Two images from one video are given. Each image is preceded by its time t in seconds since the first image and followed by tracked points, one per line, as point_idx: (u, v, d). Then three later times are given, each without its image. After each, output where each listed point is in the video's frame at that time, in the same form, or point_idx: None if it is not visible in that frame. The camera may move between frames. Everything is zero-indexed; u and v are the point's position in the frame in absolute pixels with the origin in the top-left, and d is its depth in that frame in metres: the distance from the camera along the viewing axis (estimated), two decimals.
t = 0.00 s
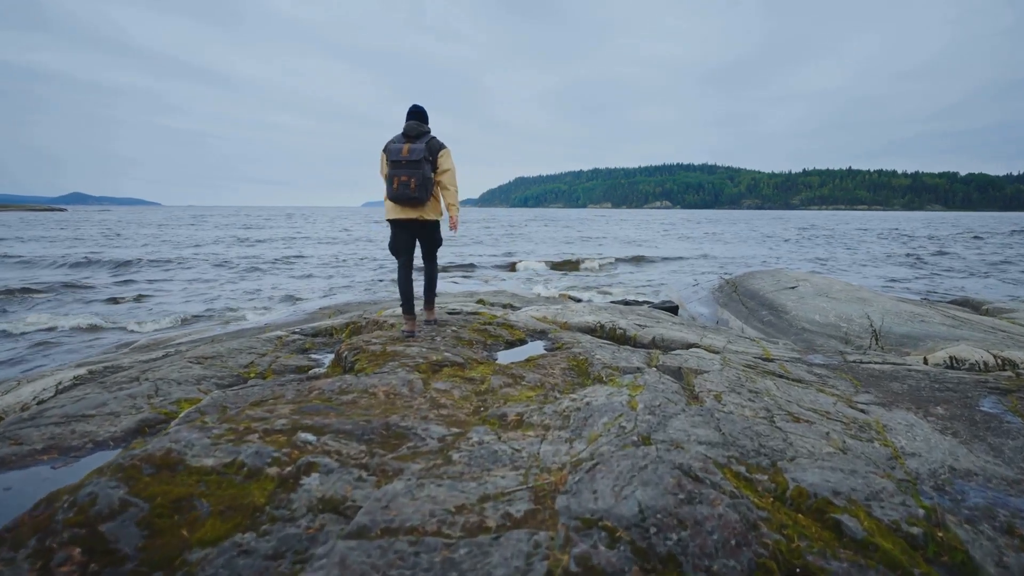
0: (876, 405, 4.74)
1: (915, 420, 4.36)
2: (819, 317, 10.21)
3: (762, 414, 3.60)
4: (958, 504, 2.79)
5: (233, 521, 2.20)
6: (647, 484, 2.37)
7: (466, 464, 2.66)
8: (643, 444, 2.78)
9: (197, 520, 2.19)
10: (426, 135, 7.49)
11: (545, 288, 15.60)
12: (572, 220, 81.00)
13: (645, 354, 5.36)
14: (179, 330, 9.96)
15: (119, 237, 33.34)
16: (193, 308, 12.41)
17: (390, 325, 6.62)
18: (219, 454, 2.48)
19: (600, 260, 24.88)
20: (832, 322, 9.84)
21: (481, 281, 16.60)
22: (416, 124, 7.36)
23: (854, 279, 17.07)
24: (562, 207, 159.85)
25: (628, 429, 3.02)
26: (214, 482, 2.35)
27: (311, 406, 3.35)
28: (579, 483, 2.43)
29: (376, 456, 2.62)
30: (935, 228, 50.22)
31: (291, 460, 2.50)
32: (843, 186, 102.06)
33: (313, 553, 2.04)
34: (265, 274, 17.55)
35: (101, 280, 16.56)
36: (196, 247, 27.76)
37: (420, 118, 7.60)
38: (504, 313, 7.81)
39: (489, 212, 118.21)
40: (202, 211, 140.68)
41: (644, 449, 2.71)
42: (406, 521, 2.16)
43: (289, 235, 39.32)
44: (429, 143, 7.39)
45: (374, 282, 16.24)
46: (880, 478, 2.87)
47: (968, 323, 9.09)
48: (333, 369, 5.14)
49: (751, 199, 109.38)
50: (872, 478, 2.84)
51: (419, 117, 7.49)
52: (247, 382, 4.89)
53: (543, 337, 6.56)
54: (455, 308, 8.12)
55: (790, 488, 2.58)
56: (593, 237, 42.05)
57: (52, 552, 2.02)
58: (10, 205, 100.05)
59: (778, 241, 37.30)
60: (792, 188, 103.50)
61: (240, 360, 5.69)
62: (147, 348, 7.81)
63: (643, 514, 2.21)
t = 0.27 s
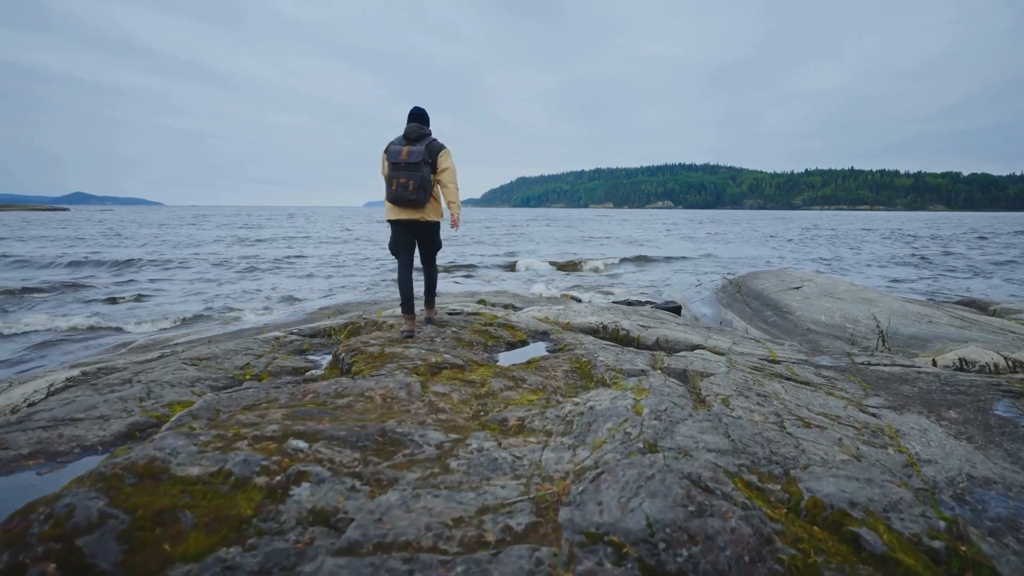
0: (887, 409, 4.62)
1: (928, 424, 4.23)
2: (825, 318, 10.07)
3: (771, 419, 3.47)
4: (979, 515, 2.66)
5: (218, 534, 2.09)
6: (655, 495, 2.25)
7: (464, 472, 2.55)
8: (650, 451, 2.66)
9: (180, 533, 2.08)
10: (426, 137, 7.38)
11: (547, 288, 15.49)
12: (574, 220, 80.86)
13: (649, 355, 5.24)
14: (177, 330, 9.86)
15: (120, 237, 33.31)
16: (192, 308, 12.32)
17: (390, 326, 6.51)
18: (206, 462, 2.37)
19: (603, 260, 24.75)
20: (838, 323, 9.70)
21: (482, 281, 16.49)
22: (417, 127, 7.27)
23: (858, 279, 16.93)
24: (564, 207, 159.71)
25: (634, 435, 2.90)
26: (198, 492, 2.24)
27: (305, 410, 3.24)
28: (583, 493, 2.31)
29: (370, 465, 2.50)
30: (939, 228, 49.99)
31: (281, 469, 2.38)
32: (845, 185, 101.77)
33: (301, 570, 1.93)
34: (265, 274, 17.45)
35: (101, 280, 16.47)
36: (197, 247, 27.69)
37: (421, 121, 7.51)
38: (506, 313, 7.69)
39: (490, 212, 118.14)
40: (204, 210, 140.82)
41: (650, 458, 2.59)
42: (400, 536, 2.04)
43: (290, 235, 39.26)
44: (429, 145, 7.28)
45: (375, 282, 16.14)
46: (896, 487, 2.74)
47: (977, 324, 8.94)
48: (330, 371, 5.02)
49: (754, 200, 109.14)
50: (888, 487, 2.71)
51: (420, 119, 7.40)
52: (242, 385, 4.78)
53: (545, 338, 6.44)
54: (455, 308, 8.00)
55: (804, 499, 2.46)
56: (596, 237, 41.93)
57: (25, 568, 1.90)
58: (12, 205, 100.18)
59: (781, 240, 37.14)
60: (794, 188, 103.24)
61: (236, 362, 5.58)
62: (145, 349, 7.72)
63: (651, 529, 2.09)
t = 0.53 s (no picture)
0: (899, 412, 4.48)
1: (942, 428, 4.10)
2: (831, 319, 9.93)
3: (783, 424, 3.34)
4: (1004, 526, 2.54)
5: (203, 548, 1.97)
6: (665, 508, 2.13)
7: (464, 481, 2.43)
8: (658, 460, 2.54)
9: (162, 547, 1.96)
10: (428, 139, 7.27)
11: (549, 288, 15.38)
12: (576, 219, 80.69)
13: (655, 357, 5.11)
14: (176, 331, 9.77)
15: (122, 237, 33.28)
16: (191, 308, 12.23)
17: (389, 327, 6.40)
18: (191, 472, 2.25)
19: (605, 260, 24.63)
20: (844, 324, 9.56)
21: (484, 281, 16.38)
22: (419, 128, 7.17)
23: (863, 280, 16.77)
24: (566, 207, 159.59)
25: (641, 442, 2.78)
26: (183, 503, 2.12)
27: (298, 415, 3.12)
28: (588, 506, 2.20)
29: (365, 474, 2.38)
30: (943, 228, 49.77)
31: (271, 478, 2.26)
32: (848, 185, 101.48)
33: None
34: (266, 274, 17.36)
35: (101, 280, 16.39)
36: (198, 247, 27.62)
37: (423, 122, 7.40)
38: (507, 314, 7.57)
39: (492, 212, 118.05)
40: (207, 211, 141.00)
41: (659, 466, 2.47)
42: (395, 551, 1.93)
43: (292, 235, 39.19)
44: (431, 147, 7.17)
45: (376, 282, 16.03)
46: (916, 497, 2.62)
47: (986, 325, 8.80)
48: (327, 374, 4.91)
49: (756, 200, 108.90)
50: (908, 497, 2.59)
51: (423, 121, 7.30)
52: (237, 387, 4.67)
53: (547, 339, 6.32)
54: (456, 309, 7.89)
55: (822, 511, 2.33)
56: (598, 237, 41.81)
57: None
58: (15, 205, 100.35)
59: (784, 240, 36.98)
60: (797, 188, 103.00)
61: (232, 364, 5.47)
62: (142, 350, 7.62)
63: (661, 545, 1.98)
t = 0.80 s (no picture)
0: (913, 416, 4.35)
1: (959, 433, 3.96)
2: (838, 319, 9.79)
3: (795, 430, 3.21)
4: None
5: (186, 565, 1.85)
6: (676, 522, 2.01)
7: (464, 491, 2.31)
8: (669, 468, 2.42)
9: (143, 562, 1.84)
10: (431, 140, 7.16)
11: (551, 288, 15.25)
12: (578, 219, 80.54)
13: (660, 359, 4.99)
14: (174, 331, 9.65)
15: (123, 237, 33.22)
16: (190, 308, 12.13)
17: (389, 327, 6.28)
18: (176, 481, 2.13)
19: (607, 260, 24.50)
20: (851, 324, 9.43)
21: (485, 281, 16.26)
22: (422, 129, 7.07)
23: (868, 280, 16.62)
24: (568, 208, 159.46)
25: (650, 449, 2.66)
26: (166, 515, 2.00)
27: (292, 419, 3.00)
28: (595, 519, 2.08)
29: (359, 483, 2.26)
30: (947, 228, 49.55)
31: (261, 488, 2.14)
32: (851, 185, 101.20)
33: None
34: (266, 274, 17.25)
35: (100, 280, 16.28)
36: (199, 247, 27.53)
37: (427, 122, 7.29)
38: (509, 314, 7.44)
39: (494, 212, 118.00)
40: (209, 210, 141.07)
41: (669, 475, 2.35)
42: (390, 569, 1.81)
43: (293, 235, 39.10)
44: (434, 147, 7.06)
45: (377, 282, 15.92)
46: (939, 507, 2.49)
47: (996, 326, 8.66)
48: (324, 376, 4.78)
49: (758, 200, 108.68)
50: (931, 507, 2.46)
51: (426, 121, 7.19)
52: (232, 390, 4.55)
53: (550, 340, 6.19)
54: (457, 309, 7.77)
55: (842, 523, 2.21)
56: (600, 237, 41.67)
57: None
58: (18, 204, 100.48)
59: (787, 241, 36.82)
60: (800, 188, 102.76)
61: (228, 365, 5.35)
62: (139, 350, 7.51)
63: (674, 562, 1.86)
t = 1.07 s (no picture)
0: (928, 420, 4.22)
1: (976, 438, 3.83)
2: (845, 320, 9.65)
3: (809, 436, 3.09)
4: None
5: None
6: (690, 537, 1.89)
7: (465, 502, 2.19)
8: (680, 478, 2.29)
9: None
10: (435, 137, 7.03)
11: (554, 288, 15.13)
12: (580, 220, 80.40)
13: (667, 360, 4.86)
14: (172, 331, 9.54)
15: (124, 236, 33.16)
16: (190, 307, 12.02)
17: (389, 327, 6.16)
18: (159, 492, 2.01)
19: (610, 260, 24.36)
20: (859, 325, 9.29)
21: (487, 280, 16.13)
22: (427, 126, 6.95)
23: (874, 280, 16.46)
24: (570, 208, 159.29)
25: (660, 457, 2.54)
26: (148, 528, 1.88)
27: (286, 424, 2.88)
28: (603, 533, 1.96)
29: (353, 493, 2.14)
30: (951, 228, 49.28)
31: (250, 499, 2.03)
32: (854, 185, 100.88)
33: None
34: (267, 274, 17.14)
35: (100, 279, 16.17)
36: (200, 247, 27.41)
37: (432, 120, 7.17)
38: (512, 314, 7.32)
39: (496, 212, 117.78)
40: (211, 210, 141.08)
41: (681, 485, 2.22)
42: None
43: (295, 235, 38.98)
44: (439, 145, 6.94)
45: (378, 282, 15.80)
46: (965, 519, 2.36)
47: (1007, 327, 8.50)
48: (322, 377, 4.67)
49: (761, 200, 108.40)
50: (956, 519, 2.33)
51: (431, 119, 7.06)
52: (228, 392, 4.43)
53: (553, 341, 6.06)
54: (459, 309, 7.65)
55: (864, 537, 2.08)
56: (603, 237, 41.53)
57: None
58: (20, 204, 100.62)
59: (791, 241, 36.62)
60: (802, 189, 102.47)
61: (224, 366, 5.24)
62: (136, 350, 7.40)
63: None
